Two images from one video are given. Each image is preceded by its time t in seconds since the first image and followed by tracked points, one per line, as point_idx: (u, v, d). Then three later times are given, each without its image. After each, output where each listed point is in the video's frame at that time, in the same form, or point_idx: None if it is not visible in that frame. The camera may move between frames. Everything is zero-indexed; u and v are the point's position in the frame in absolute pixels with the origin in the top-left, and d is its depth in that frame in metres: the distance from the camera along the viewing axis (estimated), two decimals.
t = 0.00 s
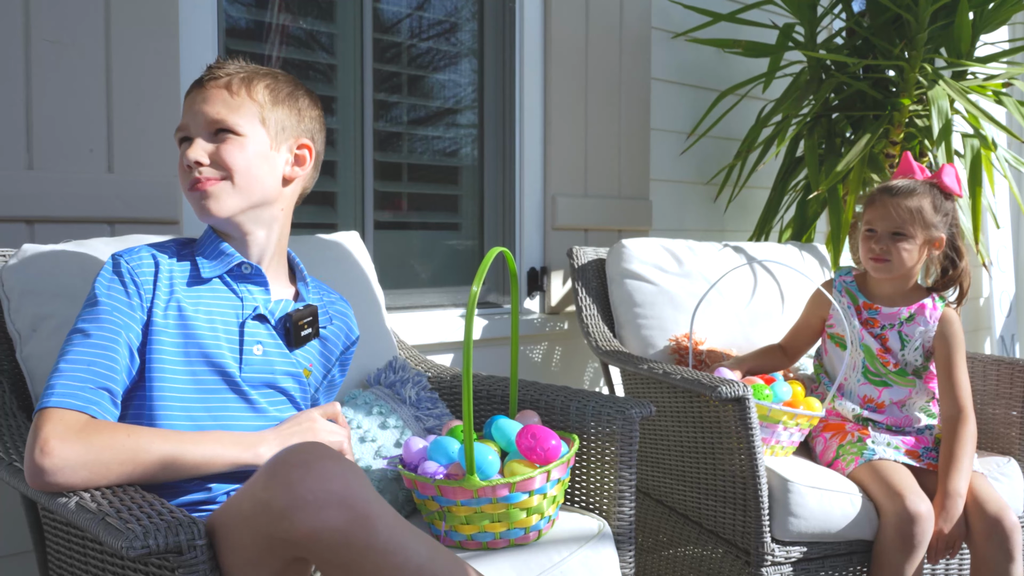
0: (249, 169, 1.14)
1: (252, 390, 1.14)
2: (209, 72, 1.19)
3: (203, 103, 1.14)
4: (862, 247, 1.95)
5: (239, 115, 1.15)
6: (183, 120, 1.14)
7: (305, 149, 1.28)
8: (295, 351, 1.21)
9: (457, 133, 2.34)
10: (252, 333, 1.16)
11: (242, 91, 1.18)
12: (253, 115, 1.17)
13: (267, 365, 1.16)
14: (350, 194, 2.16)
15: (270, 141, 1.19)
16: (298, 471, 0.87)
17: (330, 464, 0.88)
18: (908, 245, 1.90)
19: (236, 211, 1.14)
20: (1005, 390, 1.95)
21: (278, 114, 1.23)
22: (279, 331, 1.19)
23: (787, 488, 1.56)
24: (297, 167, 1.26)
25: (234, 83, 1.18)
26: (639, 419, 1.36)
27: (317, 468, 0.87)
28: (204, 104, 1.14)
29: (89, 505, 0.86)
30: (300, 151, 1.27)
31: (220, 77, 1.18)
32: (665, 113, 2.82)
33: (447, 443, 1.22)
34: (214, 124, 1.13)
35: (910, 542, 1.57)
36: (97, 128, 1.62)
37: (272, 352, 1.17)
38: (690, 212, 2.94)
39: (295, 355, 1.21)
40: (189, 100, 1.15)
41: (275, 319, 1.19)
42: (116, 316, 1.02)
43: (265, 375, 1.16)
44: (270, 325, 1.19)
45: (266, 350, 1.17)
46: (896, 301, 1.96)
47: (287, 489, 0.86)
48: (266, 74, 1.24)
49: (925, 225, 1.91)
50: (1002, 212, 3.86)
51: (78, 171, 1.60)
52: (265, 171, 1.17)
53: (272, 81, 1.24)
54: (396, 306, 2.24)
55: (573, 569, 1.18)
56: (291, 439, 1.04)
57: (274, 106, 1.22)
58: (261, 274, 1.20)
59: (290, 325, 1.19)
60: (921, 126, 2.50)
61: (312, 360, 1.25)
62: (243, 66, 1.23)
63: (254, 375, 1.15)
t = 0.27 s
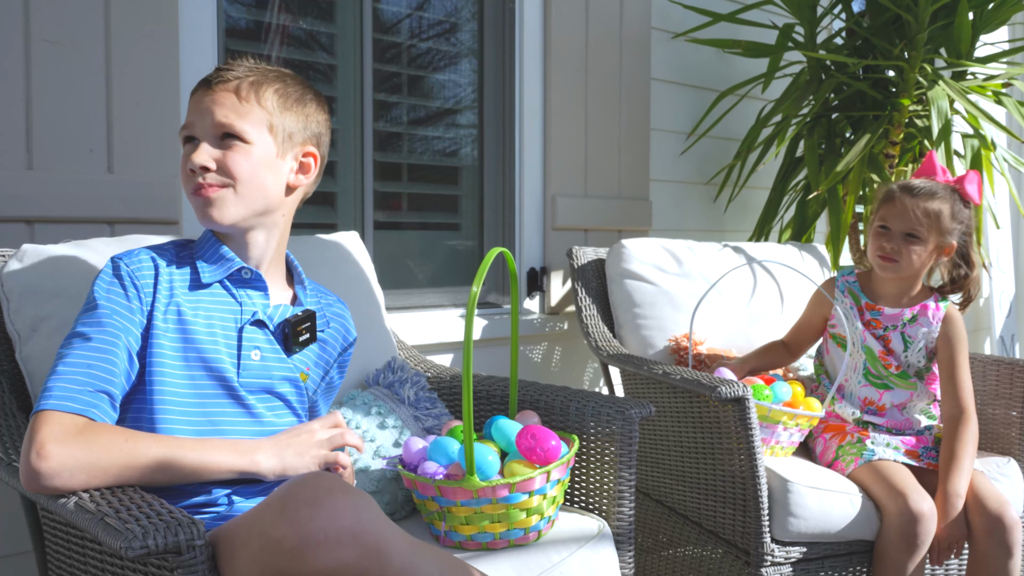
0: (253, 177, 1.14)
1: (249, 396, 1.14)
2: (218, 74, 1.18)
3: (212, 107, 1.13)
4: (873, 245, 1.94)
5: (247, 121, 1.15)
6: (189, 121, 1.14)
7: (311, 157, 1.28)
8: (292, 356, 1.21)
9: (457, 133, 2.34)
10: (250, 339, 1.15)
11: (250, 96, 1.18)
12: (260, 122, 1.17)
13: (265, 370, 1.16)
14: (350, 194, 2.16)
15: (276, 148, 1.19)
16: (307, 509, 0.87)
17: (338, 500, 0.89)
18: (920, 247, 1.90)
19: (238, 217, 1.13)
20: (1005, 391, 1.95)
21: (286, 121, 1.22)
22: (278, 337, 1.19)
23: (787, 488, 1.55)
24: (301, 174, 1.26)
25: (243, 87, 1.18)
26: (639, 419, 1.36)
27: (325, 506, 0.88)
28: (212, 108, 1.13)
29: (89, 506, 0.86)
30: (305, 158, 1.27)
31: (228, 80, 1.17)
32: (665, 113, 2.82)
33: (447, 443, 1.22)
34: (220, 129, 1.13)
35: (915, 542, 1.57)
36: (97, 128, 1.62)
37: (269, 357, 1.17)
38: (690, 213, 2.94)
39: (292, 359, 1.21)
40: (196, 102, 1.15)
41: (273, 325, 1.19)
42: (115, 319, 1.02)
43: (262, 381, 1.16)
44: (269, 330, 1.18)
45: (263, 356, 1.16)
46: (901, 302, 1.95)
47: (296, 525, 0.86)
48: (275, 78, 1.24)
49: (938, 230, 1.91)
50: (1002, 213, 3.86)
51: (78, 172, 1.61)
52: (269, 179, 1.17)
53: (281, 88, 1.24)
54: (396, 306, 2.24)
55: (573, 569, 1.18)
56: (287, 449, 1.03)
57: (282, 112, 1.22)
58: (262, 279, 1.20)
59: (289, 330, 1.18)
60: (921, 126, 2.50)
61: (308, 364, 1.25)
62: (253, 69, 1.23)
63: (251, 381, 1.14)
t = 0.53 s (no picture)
0: (290, 203, 1.17)
1: (249, 395, 1.14)
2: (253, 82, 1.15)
3: (252, 125, 1.12)
4: (917, 257, 1.83)
5: (297, 146, 1.16)
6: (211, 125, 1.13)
7: (326, 171, 1.30)
8: (291, 354, 1.21)
9: (457, 133, 2.34)
10: (248, 338, 1.15)
11: (303, 119, 1.18)
12: (305, 145, 1.18)
13: (264, 370, 1.16)
14: (350, 194, 2.15)
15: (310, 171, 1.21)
16: (317, 534, 0.84)
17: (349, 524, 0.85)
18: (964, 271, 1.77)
19: (267, 237, 1.18)
20: (1006, 391, 1.95)
21: (321, 142, 1.25)
22: (278, 336, 1.19)
23: (788, 488, 1.55)
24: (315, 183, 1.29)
25: (299, 108, 1.17)
26: (639, 418, 1.36)
27: (337, 531, 0.85)
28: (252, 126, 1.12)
29: (88, 507, 0.86)
30: (321, 173, 1.30)
31: (285, 96, 1.16)
32: (666, 113, 2.82)
33: (447, 443, 1.21)
34: (274, 151, 1.13)
35: (910, 543, 1.56)
36: (97, 128, 1.62)
37: (268, 356, 1.17)
38: (690, 213, 2.94)
39: (291, 358, 1.20)
40: (249, 108, 1.13)
41: (273, 324, 1.19)
42: (109, 320, 1.02)
43: (261, 380, 1.15)
44: (268, 329, 1.18)
45: (262, 355, 1.16)
46: (924, 316, 1.90)
47: (305, 549, 0.84)
48: (318, 94, 1.24)
49: (989, 255, 1.77)
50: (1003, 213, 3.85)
51: (77, 172, 1.60)
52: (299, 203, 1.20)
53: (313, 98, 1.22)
54: (396, 306, 2.24)
55: (573, 570, 1.17)
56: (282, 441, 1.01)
57: (320, 134, 1.24)
58: (262, 278, 1.20)
59: (289, 327, 1.18)
60: (922, 126, 2.50)
61: (308, 361, 1.25)
62: (302, 80, 1.21)
63: (250, 380, 1.14)
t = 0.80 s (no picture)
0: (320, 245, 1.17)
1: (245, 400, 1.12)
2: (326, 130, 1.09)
3: (334, 181, 1.09)
4: (977, 288, 1.71)
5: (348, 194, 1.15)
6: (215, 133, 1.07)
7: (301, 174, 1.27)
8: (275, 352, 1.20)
9: (457, 133, 2.34)
10: (241, 344, 1.13)
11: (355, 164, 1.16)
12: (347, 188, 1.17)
13: (258, 374, 1.15)
14: (350, 194, 2.16)
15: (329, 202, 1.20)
16: (317, 533, 0.84)
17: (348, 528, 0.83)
18: None
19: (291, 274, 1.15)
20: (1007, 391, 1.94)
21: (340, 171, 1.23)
22: (266, 336, 1.18)
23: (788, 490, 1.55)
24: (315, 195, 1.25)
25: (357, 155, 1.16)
26: (639, 419, 1.36)
27: (337, 531, 0.84)
28: (337, 185, 1.09)
29: (88, 509, 0.85)
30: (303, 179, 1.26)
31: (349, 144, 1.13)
32: (666, 113, 2.81)
33: (447, 443, 1.21)
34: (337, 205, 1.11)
35: (913, 556, 1.55)
36: (96, 128, 1.62)
37: (260, 359, 1.16)
38: (690, 213, 2.94)
39: (276, 356, 1.20)
40: (322, 155, 1.07)
41: (261, 327, 1.17)
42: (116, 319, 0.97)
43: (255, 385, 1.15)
44: (258, 332, 1.17)
45: (253, 359, 1.15)
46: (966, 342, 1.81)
47: (304, 548, 0.84)
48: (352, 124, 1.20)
49: None
50: (1003, 212, 3.85)
51: (77, 172, 1.60)
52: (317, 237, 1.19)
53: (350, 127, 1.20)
54: (396, 306, 2.24)
55: (573, 570, 1.17)
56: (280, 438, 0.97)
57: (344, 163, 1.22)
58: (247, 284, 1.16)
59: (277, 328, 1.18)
60: (922, 126, 2.50)
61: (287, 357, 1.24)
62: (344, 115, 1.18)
63: (245, 385, 1.13)
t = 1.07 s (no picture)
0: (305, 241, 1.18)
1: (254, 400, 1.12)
2: (330, 134, 1.09)
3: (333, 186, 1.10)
4: (1010, 300, 1.60)
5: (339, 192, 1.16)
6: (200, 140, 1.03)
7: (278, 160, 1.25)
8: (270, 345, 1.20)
9: (457, 134, 2.34)
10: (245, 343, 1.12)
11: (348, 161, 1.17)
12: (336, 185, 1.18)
13: (262, 371, 1.15)
14: (350, 194, 2.16)
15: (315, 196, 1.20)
16: (311, 533, 0.81)
17: (346, 526, 0.82)
18: None
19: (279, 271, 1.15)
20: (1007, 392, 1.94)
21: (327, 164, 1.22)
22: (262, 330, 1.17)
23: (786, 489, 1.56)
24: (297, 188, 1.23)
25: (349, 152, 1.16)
26: (639, 419, 1.36)
27: (333, 529, 0.82)
28: (336, 189, 1.11)
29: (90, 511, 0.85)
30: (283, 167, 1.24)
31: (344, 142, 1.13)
32: (666, 113, 2.82)
33: (447, 443, 1.21)
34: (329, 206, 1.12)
35: (919, 553, 1.55)
36: (96, 128, 1.62)
37: (261, 356, 1.16)
38: (690, 214, 2.94)
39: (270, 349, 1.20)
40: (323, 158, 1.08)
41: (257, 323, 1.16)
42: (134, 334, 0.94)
43: (261, 383, 1.14)
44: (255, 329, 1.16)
45: (256, 357, 1.14)
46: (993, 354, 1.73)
47: (300, 548, 0.81)
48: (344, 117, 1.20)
49: None
50: (1003, 213, 3.85)
51: (77, 172, 1.60)
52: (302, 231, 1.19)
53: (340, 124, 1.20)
54: (396, 306, 2.24)
55: (572, 570, 1.17)
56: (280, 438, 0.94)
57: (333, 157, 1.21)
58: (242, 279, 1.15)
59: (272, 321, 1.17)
60: (922, 126, 2.50)
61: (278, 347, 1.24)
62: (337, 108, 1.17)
63: (253, 384, 1.13)
